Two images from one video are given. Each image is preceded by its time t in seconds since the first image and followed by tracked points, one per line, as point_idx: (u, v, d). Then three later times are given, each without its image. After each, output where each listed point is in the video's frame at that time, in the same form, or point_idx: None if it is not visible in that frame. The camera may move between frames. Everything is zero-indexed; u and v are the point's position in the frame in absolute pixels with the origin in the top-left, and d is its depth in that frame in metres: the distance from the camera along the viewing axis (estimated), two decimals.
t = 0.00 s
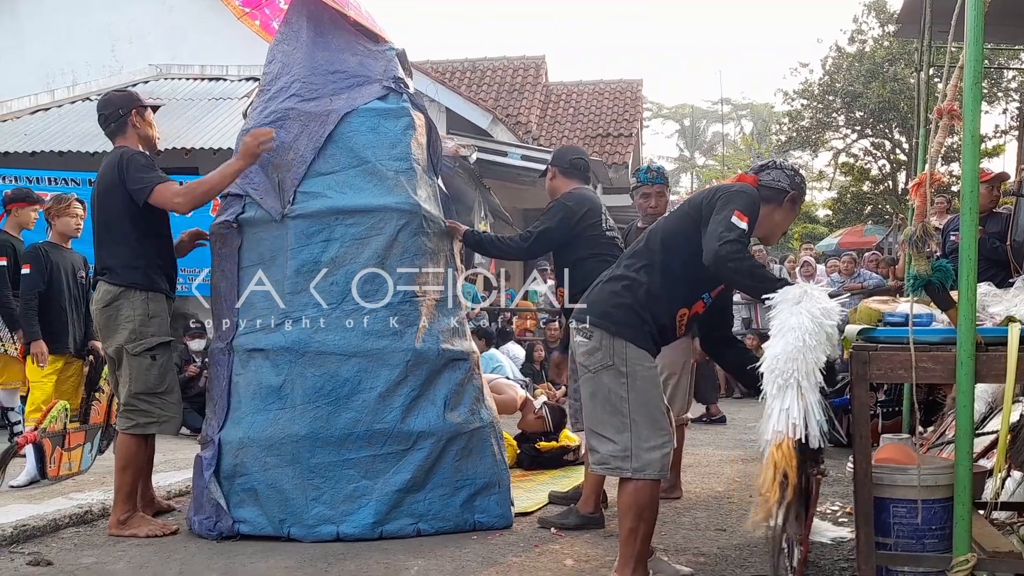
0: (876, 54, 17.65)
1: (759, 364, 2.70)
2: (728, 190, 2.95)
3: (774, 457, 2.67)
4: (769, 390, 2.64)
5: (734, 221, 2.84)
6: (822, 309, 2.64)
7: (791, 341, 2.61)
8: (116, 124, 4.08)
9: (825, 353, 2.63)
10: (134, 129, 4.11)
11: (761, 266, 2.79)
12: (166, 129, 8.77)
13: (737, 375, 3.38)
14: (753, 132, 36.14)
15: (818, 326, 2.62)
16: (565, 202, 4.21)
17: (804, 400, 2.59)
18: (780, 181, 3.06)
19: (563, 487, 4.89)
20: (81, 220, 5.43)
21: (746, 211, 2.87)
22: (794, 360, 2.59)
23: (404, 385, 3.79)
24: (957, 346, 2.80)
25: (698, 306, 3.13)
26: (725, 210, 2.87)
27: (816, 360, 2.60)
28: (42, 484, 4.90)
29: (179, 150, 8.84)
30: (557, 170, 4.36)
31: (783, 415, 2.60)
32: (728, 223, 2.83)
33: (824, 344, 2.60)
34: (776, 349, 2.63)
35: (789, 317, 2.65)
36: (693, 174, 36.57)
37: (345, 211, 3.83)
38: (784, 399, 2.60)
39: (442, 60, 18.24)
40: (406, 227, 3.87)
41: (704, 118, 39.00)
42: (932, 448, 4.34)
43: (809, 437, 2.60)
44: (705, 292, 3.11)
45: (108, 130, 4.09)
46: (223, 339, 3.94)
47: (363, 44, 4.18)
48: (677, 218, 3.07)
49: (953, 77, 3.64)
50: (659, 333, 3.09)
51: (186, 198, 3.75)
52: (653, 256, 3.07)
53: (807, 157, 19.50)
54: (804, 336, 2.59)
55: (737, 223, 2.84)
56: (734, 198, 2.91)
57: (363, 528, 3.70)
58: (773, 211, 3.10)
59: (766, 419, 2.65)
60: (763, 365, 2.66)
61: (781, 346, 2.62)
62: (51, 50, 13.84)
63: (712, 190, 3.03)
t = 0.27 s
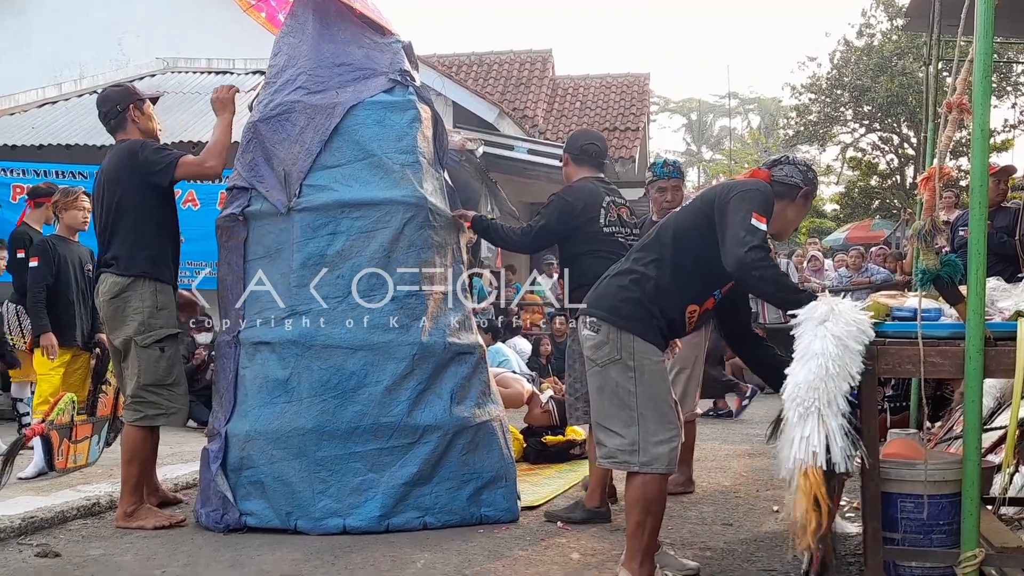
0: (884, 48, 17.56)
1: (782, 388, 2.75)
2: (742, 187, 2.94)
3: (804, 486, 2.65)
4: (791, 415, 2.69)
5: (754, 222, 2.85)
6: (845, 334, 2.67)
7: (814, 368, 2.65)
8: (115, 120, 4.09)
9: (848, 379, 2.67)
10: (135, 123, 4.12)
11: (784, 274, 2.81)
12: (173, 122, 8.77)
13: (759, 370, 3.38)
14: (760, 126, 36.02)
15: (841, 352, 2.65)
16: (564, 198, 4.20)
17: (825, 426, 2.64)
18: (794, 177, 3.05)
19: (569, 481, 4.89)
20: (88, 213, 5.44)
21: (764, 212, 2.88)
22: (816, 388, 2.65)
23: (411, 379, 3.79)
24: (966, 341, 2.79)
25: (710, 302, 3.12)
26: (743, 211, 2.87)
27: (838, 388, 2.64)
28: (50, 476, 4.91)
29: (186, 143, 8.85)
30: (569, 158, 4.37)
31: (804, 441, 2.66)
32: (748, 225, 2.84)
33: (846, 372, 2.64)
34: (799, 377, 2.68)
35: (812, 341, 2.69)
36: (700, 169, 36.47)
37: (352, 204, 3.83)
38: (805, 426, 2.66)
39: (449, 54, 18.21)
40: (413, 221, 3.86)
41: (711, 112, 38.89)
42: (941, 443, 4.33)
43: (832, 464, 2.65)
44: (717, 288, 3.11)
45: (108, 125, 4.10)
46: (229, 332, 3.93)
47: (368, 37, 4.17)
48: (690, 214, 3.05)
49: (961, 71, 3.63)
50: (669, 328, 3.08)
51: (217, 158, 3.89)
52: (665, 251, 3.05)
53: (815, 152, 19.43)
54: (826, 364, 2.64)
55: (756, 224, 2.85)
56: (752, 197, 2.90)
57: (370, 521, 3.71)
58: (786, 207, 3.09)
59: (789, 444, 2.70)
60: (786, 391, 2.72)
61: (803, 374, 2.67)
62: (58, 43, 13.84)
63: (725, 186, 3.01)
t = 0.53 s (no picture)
0: (900, 40, 17.43)
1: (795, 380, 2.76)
2: (757, 179, 2.93)
3: (800, 478, 2.71)
4: (800, 407, 2.71)
5: (770, 217, 2.83)
6: (865, 331, 2.66)
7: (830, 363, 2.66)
8: (131, 104, 4.09)
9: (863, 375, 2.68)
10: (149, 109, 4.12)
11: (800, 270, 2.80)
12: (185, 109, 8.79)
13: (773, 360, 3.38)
14: (773, 118, 35.83)
15: (858, 349, 2.65)
16: (574, 185, 4.24)
17: (831, 421, 2.65)
18: (810, 167, 3.03)
19: (578, 471, 4.88)
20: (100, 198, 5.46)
21: (779, 205, 2.87)
22: (829, 382, 2.65)
23: (422, 367, 3.79)
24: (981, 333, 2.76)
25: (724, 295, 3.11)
26: (759, 204, 2.86)
27: (851, 383, 2.64)
28: (62, 460, 4.94)
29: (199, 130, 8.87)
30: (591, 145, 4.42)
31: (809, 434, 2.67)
32: (763, 220, 2.83)
33: (861, 368, 2.64)
34: (813, 369, 2.69)
35: (830, 337, 2.70)
36: (713, 161, 36.32)
37: (364, 191, 3.83)
38: (812, 419, 2.67)
39: (461, 43, 18.17)
40: (425, 209, 3.85)
41: (724, 103, 38.70)
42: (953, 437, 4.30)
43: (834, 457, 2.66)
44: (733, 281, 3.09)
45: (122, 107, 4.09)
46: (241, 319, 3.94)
47: (382, 24, 4.15)
48: (704, 206, 3.03)
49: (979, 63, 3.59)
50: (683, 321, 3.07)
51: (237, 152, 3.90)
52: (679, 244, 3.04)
53: (828, 144, 19.31)
54: (842, 359, 2.64)
55: (771, 219, 2.84)
56: (767, 189, 2.89)
57: (380, 508, 3.72)
58: (801, 197, 3.07)
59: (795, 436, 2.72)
60: (798, 384, 2.73)
61: (818, 366, 2.67)
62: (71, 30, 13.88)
63: (741, 177, 2.99)
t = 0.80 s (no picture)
0: (936, 18, 17.07)
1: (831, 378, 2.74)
2: (791, 161, 2.88)
3: (844, 481, 2.66)
4: (838, 406, 2.69)
5: (802, 199, 2.79)
6: (901, 325, 2.64)
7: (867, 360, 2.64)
8: (166, 78, 4.09)
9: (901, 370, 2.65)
10: (181, 86, 4.14)
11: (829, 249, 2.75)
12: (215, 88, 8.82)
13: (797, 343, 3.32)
14: (805, 98, 35.32)
15: (895, 344, 2.63)
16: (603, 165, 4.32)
17: (872, 419, 2.63)
18: (847, 148, 2.96)
19: (604, 453, 4.87)
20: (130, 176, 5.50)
21: (812, 188, 2.82)
22: (868, 380, 2.63)
23: (450, 348, 3.79)
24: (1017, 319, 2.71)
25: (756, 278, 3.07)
26: (792, 186, 2.81)
27: (890, 380, 2.62)
28: (94, 436, 5.01)
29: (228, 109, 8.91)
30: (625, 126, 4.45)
31: (849, 433, 2.65)
32: (794, 202, 2.78)
33: (900, 363, 2.62)
34: (851, 367, 2.66)
35: (866, 332, 2.68)
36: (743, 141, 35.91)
37: (393, 170, 3.82)
38: (852, 418, 2.65)
39: (490, 22, 18.05)
40: (453, 189, 3.84)
41: (755, 83, 38.20)
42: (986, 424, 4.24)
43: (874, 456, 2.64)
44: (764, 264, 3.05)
45: (156, 81, 4.10)
46: (269, 298, 3.95)
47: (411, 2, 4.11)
48: (736, 187, 2.99)
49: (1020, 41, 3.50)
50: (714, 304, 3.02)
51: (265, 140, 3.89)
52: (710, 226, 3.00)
53: (861, 125, 19.01)
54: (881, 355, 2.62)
55: (803, 201, 2.79)
56: (800, 171, 2.84)
57: (407, 488, 3.73)
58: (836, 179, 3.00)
59: (834, 436, 2.70)
60: (835, 381, 2.71)
61: (856, 364, 2.65)
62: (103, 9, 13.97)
63: (775, 159, 2.94)
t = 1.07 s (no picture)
0: (937, 32, 17.12)
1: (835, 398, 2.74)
2: (791, 171, 2.89)
3: (850, 499, 2.66)
4: (842, 426, 2.69)
5: (800, 208, 2.79)
6: (901, 343, 2.63)
7: (870, 380, 2.64)
8: (169, 80, 4.10)
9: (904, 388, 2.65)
10: (184, 89, 4.15)
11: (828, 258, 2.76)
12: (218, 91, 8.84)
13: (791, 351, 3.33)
14: (806, 109, 35.39)
15: (897, 362, 2.62)
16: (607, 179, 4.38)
17: (876, 438, 2.63)
18: (846, 157, 2.97)
19: (599, 460, 4.87)
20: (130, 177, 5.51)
21: (811, 197, 2.82)
22: (871, 401, 2.62)
23: (449, 353, 3.79)
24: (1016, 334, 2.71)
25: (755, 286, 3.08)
26: (791, 196, 2.82)
27: (894, 400, 2.62)
28: (90, 437, 5.01)
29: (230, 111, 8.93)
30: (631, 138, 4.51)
31: (853, 453, 2.65)
32: (792, 211, 2.79)
33: (902, 382, 2.61)
34: (854, 388, 2.66)
35: (867, 351, 2.67)
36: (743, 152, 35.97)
37: (395, 175, 3.83)
38: (856, 438, 2.66)
39: (493, 29, 18.10)
40: (454, 195, 3.84)
41: (755, 94, 38.27)
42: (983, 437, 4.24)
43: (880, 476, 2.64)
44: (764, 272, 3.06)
45: (159, 83, 4.11)
46: (269, 301, 3.95)
47: (416, 8, 4.12)
48: (736, 197, 3.00)
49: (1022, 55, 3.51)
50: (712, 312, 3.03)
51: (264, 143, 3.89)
52: (710, 235, 3.01)
53: (861, 137, 19.04)
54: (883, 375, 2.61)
55: (802, 210, 2.80)
56: (799, 180, 2.85)
57: (403, 493, 3.72)
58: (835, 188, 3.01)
59: (840, 455, 2.70)
60: (839, 401, 2.70)
61: (858, 385, 2.65)
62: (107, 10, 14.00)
63: (776, 169, 2.95)
